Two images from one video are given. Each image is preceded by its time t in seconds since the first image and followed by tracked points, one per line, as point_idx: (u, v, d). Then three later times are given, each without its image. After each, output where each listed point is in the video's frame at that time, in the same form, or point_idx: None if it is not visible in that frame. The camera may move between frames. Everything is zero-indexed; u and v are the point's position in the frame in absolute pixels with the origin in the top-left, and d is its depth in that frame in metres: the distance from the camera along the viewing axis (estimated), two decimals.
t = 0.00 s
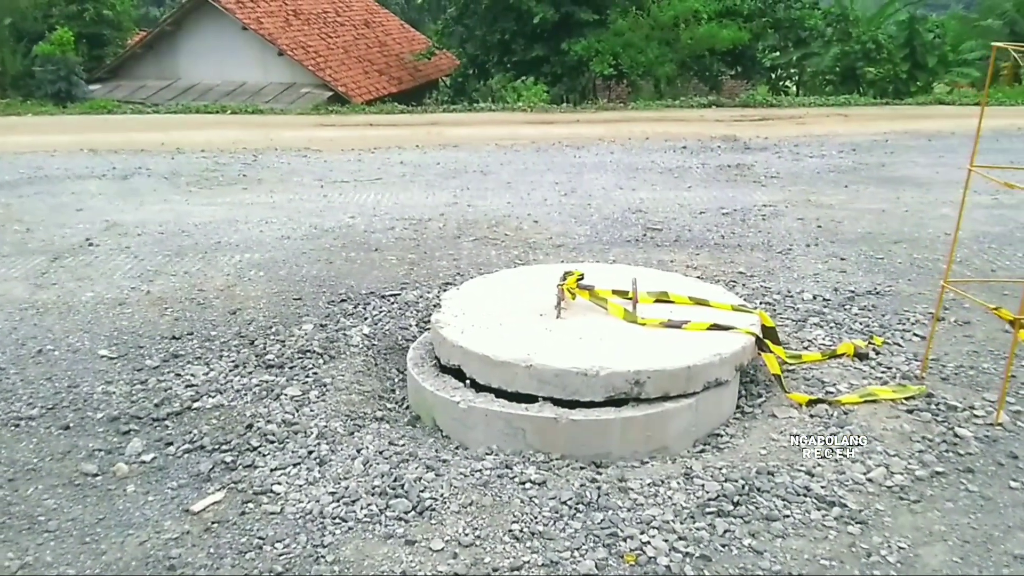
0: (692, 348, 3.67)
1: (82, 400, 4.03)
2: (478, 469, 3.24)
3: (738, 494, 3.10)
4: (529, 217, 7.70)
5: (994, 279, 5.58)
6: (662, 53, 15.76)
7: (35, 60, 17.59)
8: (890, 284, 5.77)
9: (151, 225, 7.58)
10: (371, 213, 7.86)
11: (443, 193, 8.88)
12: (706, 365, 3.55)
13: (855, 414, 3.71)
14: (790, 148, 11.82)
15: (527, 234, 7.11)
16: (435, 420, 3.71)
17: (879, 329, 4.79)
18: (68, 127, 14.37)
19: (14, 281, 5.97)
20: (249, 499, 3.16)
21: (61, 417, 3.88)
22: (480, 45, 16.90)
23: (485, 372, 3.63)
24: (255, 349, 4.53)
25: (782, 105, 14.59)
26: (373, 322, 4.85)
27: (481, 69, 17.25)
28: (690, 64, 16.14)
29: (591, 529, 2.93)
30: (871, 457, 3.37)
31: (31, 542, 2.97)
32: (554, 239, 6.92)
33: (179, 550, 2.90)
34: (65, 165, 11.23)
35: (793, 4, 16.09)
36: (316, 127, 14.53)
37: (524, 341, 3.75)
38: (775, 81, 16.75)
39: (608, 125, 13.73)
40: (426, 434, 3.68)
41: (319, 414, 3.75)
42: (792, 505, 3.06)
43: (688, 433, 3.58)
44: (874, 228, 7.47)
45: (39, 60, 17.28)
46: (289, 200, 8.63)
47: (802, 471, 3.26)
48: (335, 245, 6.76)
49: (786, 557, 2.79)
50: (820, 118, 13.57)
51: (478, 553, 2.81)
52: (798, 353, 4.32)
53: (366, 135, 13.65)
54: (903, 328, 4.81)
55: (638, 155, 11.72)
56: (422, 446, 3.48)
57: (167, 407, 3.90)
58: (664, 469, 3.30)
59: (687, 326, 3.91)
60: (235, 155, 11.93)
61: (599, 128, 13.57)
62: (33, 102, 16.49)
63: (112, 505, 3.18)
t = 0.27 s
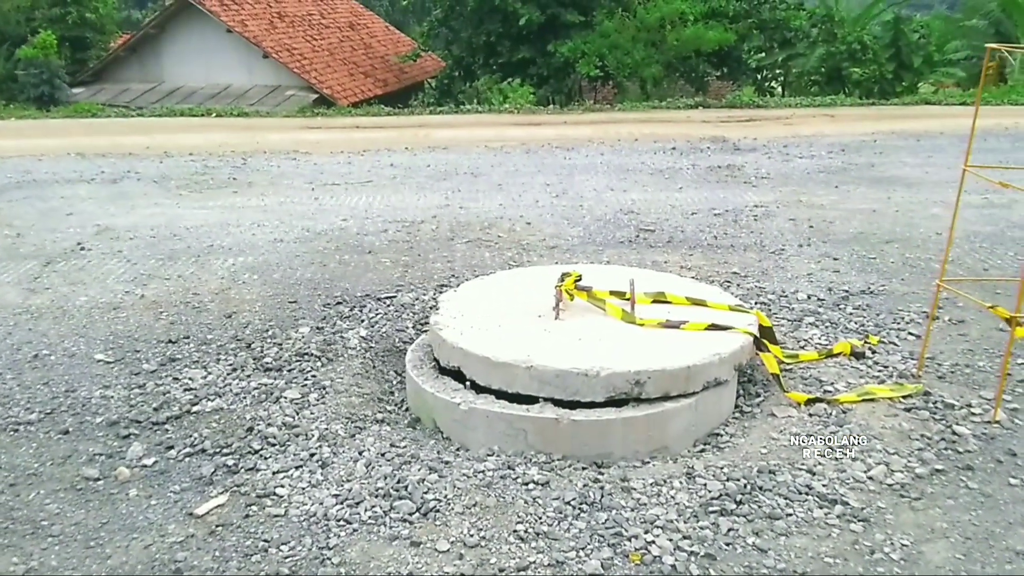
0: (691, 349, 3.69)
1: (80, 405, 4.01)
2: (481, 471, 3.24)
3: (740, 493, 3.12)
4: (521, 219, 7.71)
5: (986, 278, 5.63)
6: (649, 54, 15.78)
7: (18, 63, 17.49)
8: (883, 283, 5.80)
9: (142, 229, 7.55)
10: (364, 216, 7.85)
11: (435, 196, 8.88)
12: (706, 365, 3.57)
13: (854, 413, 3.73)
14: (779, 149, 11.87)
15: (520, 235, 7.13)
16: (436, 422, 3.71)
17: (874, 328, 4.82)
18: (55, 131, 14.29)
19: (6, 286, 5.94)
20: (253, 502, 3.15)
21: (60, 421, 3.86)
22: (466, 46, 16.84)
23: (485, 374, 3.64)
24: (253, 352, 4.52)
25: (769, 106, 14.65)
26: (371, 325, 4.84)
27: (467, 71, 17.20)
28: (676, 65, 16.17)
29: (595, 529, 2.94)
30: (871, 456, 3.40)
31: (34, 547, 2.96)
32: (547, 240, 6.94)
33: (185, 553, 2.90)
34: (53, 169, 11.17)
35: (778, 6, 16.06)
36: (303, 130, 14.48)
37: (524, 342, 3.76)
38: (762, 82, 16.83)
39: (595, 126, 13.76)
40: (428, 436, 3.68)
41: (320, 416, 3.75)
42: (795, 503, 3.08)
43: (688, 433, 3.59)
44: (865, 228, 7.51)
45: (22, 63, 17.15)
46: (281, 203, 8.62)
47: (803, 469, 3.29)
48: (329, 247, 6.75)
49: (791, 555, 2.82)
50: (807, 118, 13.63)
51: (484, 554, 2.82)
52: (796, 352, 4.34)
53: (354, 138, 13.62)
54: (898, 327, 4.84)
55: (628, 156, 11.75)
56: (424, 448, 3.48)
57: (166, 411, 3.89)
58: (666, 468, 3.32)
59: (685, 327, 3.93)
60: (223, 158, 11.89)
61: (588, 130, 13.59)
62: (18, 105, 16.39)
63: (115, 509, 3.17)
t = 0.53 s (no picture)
0: (688, 349, 3.70)
1: (78, 408, 4.00)
2: (481, 472, 3.25)
3: (739, 492, 3.13)
4: (514, 221, 7.72)
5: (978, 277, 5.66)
6: (636, 55, 15.79)
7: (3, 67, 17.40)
8: (876, 283, 5.83)
9: (133, 233, 7.51)
10: (356, 219, 7.84)
11: (427, 198, 8.88)
12: (704, 365, 3.58)
13: (850, 412, 3.75)
14: (769, 149, 11.92)
15: (512, 237, 7.13)
16: (434, 424, 3.71)
17: (868, 328, 4.84)
18: (43, 135, 14.21)
19: None
20: (253, 504, 3.15)
21: (57, 426, 3.84)
22: (453, 48, 16.88)
23: (483, 376, 3.64)
24: (249, 356, 4.51)
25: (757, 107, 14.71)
26: (366, 328, 4.83)
27: (454, 73, 17.20)
28: (664, 67, 16.20)
29: (596, 528, 2.94)
30: (869, 454, 3.41)
31: (37, 551, 2.94)
32: (540, 242, 6.95)
33: (188, 555, 2.89)
34: (41, 173, 11.11)
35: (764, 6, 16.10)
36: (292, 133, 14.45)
37: (522, 343, 3.76)
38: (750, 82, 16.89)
39: (583, 127, 13.79)
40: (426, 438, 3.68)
41: (318, 419, 3.74)
42: (793, 502, 3.09)
43: (686, 433, 3.60)
44: (857, 229, 7.55)
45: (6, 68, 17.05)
46: (272, 206, 8.60)
47: (801, 468, 3.30)
48: (322, 250, 6.74)
49: (791, 554, 2.83)
50: (796, 119, 13.69)
51: (487, 555, 2.82)
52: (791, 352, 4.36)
53: (342, 141, 13.59)
54: (893, 327, 4.86)
55: (618, 157, 11.78)
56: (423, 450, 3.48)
57: (164, 415, 3.88)
58: (665, 469, 3.33)
59: (682, 327, 3.94)
60: (213, 162, 11.86)
61: (576, 131, 13.61)
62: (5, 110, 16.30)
63: (116, 512, 3.16)
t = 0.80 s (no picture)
0: (685, 349, 3.71)
1: (75, 413, 3.98)
2: (480, 473, 3.25)
3: (738, 492, 3.14)
4: (506, 223, 7.72)
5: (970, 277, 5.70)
6: (623, 56, 15.80)
7: None
8: (869, 284, 5.86)
9: (125, 238, 7.49)
10: (348, 222, 7.83)
11: (418, 201, 8.88)
12: (701, 366, 3.59)
13: (847, 412, 3.77)
14: (759, 151, 11.97)
15: (504, 239, 7.14)
16: (431, 426, 3.71)
17: (862, 328, 4.87)
18: (33, 139, 14.15)
19: None
20: (254, 507, 3.14)
21: (54, 430, 3.82)
22: (439, 51, 16.85)
23: (481, 378, 3.64)
24: (245, 359, 4.49)
25: (745, 108, 14.77)
26: (361, 331, 4.82)
27: (441, 76, 17.19)
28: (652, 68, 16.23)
29: (597, 528, 2.95)
30: (866, 454, 3.43)
31: (39, 554, 2.93)
32: (533, 244, 6.95)
33: (191, 558, 2.88)
34: (29, 178, 11.05)
35: (750, 7, 16.16)
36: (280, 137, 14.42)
37: (518, 345, 3.76)
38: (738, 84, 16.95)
39: (571, 130, 13.81)
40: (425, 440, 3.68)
41: (316, 422, 3.74)
42: (793, 501, 3.10)
43: (683, 434, 3.61)
44: (848, 229, 7.59)
45: None
46: (263, 210, 8.57)
47: (799, 468, 3.31)
48: (314, 254, 6.72)
49: (791, 552, 2.84)
50: (784, 120, 13.75)
51: (489, 555, 2.82)
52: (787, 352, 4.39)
53: (330, 144, 13.57)
54: (887, 327, 4.89)
55: (608, 159, 11.81)
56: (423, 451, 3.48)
57: (161, 419, 3.86)
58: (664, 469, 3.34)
59: (679, 328, 3.95)
60: (202, 166, 11.82)
61: (564, 133, 13.64)
62: None
63: (116, 516, 3.14)
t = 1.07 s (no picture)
0: (682, 350, 3.71)
1: (73, 417, 3.95)
2: (480, 474, 3.24)
3: (737, 491, 3.15)
4: (498, 226, 7.72)
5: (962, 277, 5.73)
6: (610, 58, 15.83)
7: None
8: (862, 284, 5.89)
9: (116, 242, 7.44)
10: (340, 225, 7.81)
11: (410, 204, 8.86)
12: (698, 366, 3.59)
13: (844, 412, 3.78)
14: (749, 152, 12.00)
15: (496, 242, 7.14)
16: (430, 429, 3.70)
17: (857, 328, 4.89)
18: (20, 144, 14.05)
19: None
20: (254, 509, 3.13)
21: (53, 434, 3.79)
22: (426, 53, 16.81)
23: (479, 379, 3.63)
24: (241, 363, 4.47)
25: (732, 110, 14.81)
26: (357, 334, 4.81)
27: (427, 78, 17.15)
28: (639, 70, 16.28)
29: (597, 529, 2.95)
30: (864, 453, 3.45)
31: (41, 558, 2.91)
32: (525, 246, 6.95)
33: (193, 561, 2.86)
34: (17, 183, 10.98)
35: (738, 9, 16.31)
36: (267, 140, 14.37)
37: (515, 347, 3.76)
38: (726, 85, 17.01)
39: (559, 132, 13.83)
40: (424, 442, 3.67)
41: (315, 424, 3.72)
42: (792, 500, 3.11)
43: (681, 434, 3.61)
44: (840, 230, 7.62)
45: None
46: (253, 213, 8.54)
47: (797, 467, 3.32)
48: (307, 257, 6.70)
49: (792, 551, 2.85)
50: (772, 121, 13.79)
51: (491, 556, 2.82)
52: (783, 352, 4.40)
53: (319, 148, 13.53)
54: (881, 327, 4.91)
55: (597, 161, 11.82)
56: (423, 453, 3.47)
57: (159, 422, 3.84)
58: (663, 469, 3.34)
59: (675, 329, 3.95)
60: (191, 170, 11.78)
61: (551, 135, 13.65)
62: None
63: (117, 519, 3.12)
